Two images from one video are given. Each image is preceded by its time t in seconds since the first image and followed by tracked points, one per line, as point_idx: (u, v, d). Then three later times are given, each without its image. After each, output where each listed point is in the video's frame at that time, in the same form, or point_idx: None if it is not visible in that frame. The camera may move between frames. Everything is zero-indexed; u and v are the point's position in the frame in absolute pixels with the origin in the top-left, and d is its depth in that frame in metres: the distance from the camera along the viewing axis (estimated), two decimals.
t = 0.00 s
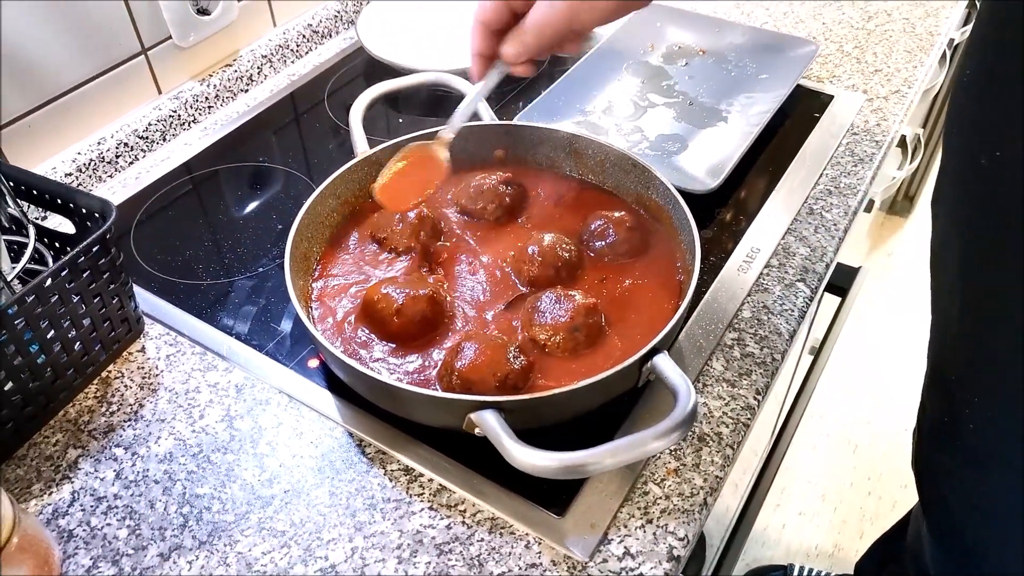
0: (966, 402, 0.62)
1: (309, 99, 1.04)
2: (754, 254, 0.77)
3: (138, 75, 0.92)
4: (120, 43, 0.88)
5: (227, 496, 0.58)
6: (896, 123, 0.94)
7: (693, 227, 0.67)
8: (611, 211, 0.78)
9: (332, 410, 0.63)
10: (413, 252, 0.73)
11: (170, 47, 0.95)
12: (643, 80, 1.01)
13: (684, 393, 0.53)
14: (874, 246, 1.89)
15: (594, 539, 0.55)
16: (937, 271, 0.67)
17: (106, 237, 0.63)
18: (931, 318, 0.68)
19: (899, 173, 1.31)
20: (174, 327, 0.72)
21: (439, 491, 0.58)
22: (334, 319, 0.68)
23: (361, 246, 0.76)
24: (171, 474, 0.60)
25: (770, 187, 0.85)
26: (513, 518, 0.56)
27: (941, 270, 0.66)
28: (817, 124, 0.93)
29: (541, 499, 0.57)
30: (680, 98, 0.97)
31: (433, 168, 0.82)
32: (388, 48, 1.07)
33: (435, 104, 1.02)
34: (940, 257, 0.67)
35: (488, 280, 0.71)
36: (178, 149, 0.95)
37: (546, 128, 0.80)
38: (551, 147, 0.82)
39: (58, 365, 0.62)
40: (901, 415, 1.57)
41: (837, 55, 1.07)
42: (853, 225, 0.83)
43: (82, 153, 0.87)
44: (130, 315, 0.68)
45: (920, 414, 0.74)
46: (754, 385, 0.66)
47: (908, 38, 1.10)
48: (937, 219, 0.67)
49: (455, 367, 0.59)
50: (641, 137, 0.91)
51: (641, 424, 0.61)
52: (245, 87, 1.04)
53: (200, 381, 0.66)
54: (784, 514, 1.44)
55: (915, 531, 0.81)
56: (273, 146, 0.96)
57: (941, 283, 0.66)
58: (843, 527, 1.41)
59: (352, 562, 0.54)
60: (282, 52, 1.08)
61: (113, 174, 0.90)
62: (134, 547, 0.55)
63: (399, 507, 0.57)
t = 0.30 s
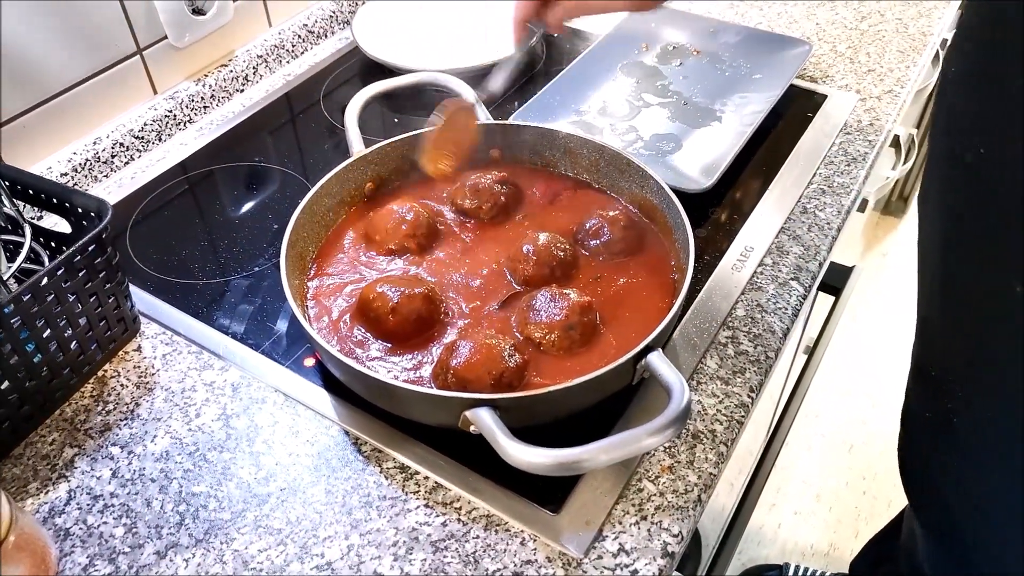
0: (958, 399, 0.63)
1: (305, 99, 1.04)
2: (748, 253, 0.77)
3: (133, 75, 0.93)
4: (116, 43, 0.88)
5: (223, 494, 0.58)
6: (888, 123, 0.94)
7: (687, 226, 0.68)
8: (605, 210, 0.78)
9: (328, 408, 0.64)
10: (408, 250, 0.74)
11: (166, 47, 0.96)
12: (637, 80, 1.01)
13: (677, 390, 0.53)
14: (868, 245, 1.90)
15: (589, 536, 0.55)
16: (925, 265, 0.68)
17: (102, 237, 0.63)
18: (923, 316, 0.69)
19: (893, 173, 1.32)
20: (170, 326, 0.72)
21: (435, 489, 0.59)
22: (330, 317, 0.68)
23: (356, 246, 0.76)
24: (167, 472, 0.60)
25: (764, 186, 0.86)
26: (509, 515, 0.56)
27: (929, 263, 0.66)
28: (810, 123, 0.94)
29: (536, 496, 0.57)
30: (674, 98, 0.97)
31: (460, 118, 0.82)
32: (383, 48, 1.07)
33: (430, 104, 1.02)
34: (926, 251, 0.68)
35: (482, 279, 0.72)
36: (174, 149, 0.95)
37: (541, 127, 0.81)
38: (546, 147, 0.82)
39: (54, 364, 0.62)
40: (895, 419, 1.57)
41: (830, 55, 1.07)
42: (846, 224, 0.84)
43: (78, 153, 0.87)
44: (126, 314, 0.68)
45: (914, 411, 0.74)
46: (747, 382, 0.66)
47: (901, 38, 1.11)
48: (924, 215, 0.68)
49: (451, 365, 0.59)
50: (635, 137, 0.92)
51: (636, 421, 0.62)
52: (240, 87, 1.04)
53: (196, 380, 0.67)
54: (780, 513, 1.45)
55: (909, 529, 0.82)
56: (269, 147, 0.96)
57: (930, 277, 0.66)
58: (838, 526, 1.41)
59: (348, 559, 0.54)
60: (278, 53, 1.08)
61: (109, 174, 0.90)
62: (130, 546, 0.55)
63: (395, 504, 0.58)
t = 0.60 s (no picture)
0: (952, 392, 0.63)
1: (301, 97, 1.04)
2: (744, 249, 0.77)
3: (129, 73, 0.92)
4: (111, 41, 0.88)
5: (219, 492, 0.58)
6: (885, 119, 0.94)
7: (682, 222, 0.68)
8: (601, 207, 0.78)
9: (324, 406, 0.64)
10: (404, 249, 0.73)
11: (161, 45, 0.95)
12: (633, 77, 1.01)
13: (673, 386, 0.53)
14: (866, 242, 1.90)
15: (585, 532, 0.55)
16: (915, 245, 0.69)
17: (97, 235, 0.63)
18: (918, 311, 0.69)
19: (890, 169, 1.32)
20: (165, 324, 0.72)
21: (431, 486, 0.59)
22: (326, 315, 0.68)
23: (352, 243, 0.76)
24: (163, 470, 0.60)
25: (760, 183, 0.86)
26: (505, 512, 0.56)
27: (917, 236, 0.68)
28: (807, 119, 0.94)
29: (532, 493, 0.57)
30: (671, 94, 0.97)
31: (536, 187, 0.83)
32: (379, 46, 1.07)
33: (426, 101, 1.02)
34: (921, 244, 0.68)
35: (478, 276, 0.72)
36: (170, 147, 0.95)
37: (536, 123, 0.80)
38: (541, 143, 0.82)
39: (50, 363, 0.62)
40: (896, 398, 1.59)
41: (827, 51, 1.07)
42: (842, 220, 0.84)
43: (73, 151, 0.87)
44: (122, 313, 0.68)
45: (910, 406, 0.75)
46: (743, 378, 0.66)
47: (897, 34, 1.11)
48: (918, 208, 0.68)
49: (446, 361, 0.59)
50: (631, 134, 0.92)
51: (632, 418, 0.62)
52: (236, 85, 1.04)
53: (192, 378, 0.67)
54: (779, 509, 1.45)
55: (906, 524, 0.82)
56: (265, 145, 0.96)
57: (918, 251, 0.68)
58: (836, 522, 1.42)
59: (345, 556, 0.55)
60: (274, 50, 1.08)
61: (105, 172, 0.90)
62: (127, 543, 0.55)
63: (392, 501, 0.58)
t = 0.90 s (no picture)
0: (953, 394, 0.63)
1: (302, 99, 1.04)
2: (745, 252, 0.77)
3: (131, 75, 0.93)
4: (114, 41, 0.88)
5: (220, 493, 0.58)
6: (886, 122, 0.94)
7: (684, 225, 0.68)
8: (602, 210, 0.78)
9: (325, 408, 0.64)
10: (405, 251, 0.74)
11: (163, 47, 0.95)
12: (635, 79, 1.01)
13: (674, 389, 0.53)
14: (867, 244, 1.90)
15: (586, 534, 0.56)
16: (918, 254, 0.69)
17: (99, 236, 0.63)
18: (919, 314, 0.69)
19: (892, 172, 1.32)
20: (167, 325, 0.72)
21: (432, 488, 0.59)
22: (327, 317, 0.68)
23: (353, 245, 0.76)
24: (164, 472, 0.60)
25: (761, 185, 0.86)
26: (506, 514, 0.56)
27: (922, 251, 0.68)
28: (808, 122, 0.94)
29: (533, 496, 0.57)
30: (672, 97, 0.97)
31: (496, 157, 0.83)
32: (381, 48, 1.07)
33: (428, 103, 1.02)
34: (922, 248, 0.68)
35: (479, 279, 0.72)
36: (172, 148, 0.95)
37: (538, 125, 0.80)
38: (543, 145, 0.82)
39: (51, 364, 0.62)
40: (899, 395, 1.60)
41: (828, 54, 1.07)
42: (843, 223, 0.84)
43: (75, 152, 0.87)
44: (123, 314, 0.68)
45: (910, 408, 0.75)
46: (744, 381, 0.66)
47: (899, 38, 1.11)
48: (920, 212, 0.68)
49: (447, 364, 0.59)
50: (632, 136, 0.92)
51: (632, 420, 0.62)
52: (238, 86, 1.04)
53: (193, 380, 0.67)
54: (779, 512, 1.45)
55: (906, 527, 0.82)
56: (266, 146, 0.96)
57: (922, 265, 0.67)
58: (836, 524, 1.42)
59: (345, 558, 0.55)
60: (276, 52, 1.08)
61: (106, 173, 0.90)
62: (128, 545, 0.55)
63: (393, 503, 0.58)
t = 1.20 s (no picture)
0: (949, 393, 0.64)
1: (301, 99, 1.04)
2: (743, 252, 0.77)
3: (129, 74, 0.92)
4: (112, 41, 0.88)
5: (218, 493, 0.58)
6: (884, 122, 0.94)
7: (682, 226, 0.68)
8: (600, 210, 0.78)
9: (322, 408, 0.64)
10: (404, 250, 0.73)
11: (161, 47, 0.95)
12: (633, 80, 1.01)
13: (672, 389, 0.53)
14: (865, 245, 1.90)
15: (584, 534, 0.56)
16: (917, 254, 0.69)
17: (97, 236, 0.63)
18: (916, 315, 0.69)
19: (890, 173, 1.32)
20: (165, 325, 0.72)
21: (430, 488, 0.59)
22: (325, 317, 0.68)
23: (352, 245, 0.76)
24: (162, 472, 0.60)
25: (759, 186, 0.86)
26: (504, 514, 0.56)
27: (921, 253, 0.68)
28: (806, 122, 0.94)
29: (531, 496, 0.57)
30: (670, 97, 0.97)
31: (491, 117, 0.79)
32: (380, 47, 1.07)
33: (426, 103, 1.02)
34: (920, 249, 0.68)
35: (478, 279, 0.72)
36: (170, 148, 0.95)
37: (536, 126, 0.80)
38: (541, 145, 0.82)
39: (49, 364, 0.62)
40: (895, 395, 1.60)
41: (826, 55, 1.07)
42: (841, 223, 0.84)
43: (73, 152, 0.87)
44: (121, 314, 0.68)
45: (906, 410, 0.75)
46: (742, 382, 0.66)
47: (897, 38, 1.11)
48: (918, 212, 0.69)
49: (446, 364, 0.59)
50: (631, 137, 0.92)
51: (630, 421, 0.62)
52: (236, 86, 1.04)
53: (191, 380, 0.67)
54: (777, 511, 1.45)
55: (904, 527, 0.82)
56: (264, 146, 0.96)
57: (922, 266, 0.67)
58: (834, 525, 1.42)
59: (343, 558, 0.55)
60: (274, 52, 1.08)
61: (104, 173, 0.90)
62: (125, 545, 0.55)
63: (391, 503, 0.58)
